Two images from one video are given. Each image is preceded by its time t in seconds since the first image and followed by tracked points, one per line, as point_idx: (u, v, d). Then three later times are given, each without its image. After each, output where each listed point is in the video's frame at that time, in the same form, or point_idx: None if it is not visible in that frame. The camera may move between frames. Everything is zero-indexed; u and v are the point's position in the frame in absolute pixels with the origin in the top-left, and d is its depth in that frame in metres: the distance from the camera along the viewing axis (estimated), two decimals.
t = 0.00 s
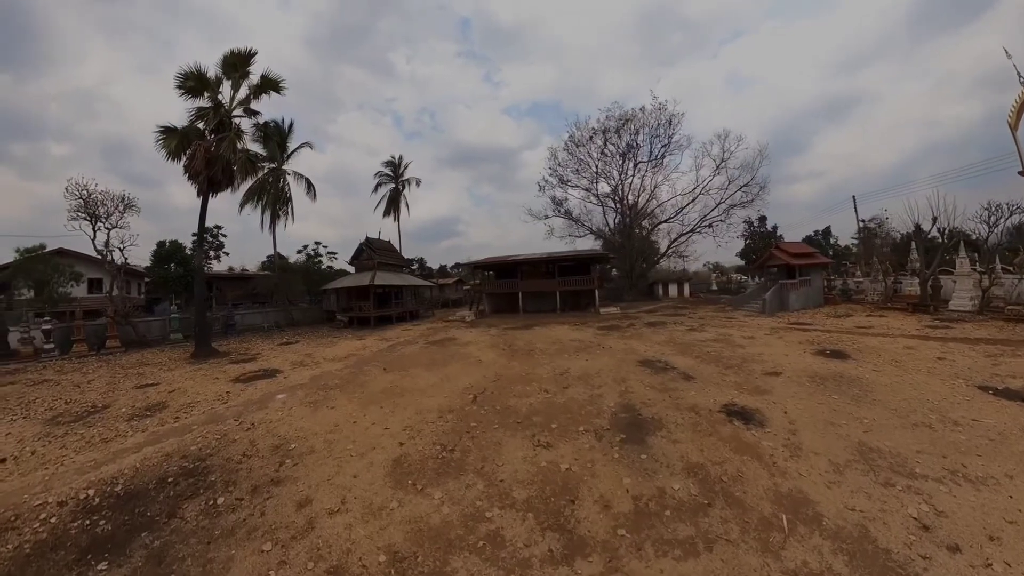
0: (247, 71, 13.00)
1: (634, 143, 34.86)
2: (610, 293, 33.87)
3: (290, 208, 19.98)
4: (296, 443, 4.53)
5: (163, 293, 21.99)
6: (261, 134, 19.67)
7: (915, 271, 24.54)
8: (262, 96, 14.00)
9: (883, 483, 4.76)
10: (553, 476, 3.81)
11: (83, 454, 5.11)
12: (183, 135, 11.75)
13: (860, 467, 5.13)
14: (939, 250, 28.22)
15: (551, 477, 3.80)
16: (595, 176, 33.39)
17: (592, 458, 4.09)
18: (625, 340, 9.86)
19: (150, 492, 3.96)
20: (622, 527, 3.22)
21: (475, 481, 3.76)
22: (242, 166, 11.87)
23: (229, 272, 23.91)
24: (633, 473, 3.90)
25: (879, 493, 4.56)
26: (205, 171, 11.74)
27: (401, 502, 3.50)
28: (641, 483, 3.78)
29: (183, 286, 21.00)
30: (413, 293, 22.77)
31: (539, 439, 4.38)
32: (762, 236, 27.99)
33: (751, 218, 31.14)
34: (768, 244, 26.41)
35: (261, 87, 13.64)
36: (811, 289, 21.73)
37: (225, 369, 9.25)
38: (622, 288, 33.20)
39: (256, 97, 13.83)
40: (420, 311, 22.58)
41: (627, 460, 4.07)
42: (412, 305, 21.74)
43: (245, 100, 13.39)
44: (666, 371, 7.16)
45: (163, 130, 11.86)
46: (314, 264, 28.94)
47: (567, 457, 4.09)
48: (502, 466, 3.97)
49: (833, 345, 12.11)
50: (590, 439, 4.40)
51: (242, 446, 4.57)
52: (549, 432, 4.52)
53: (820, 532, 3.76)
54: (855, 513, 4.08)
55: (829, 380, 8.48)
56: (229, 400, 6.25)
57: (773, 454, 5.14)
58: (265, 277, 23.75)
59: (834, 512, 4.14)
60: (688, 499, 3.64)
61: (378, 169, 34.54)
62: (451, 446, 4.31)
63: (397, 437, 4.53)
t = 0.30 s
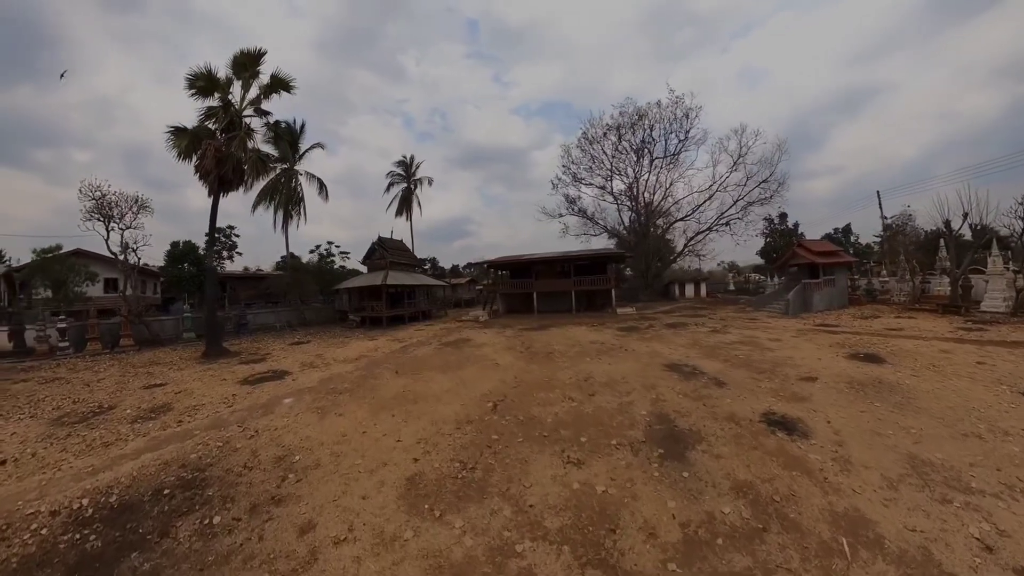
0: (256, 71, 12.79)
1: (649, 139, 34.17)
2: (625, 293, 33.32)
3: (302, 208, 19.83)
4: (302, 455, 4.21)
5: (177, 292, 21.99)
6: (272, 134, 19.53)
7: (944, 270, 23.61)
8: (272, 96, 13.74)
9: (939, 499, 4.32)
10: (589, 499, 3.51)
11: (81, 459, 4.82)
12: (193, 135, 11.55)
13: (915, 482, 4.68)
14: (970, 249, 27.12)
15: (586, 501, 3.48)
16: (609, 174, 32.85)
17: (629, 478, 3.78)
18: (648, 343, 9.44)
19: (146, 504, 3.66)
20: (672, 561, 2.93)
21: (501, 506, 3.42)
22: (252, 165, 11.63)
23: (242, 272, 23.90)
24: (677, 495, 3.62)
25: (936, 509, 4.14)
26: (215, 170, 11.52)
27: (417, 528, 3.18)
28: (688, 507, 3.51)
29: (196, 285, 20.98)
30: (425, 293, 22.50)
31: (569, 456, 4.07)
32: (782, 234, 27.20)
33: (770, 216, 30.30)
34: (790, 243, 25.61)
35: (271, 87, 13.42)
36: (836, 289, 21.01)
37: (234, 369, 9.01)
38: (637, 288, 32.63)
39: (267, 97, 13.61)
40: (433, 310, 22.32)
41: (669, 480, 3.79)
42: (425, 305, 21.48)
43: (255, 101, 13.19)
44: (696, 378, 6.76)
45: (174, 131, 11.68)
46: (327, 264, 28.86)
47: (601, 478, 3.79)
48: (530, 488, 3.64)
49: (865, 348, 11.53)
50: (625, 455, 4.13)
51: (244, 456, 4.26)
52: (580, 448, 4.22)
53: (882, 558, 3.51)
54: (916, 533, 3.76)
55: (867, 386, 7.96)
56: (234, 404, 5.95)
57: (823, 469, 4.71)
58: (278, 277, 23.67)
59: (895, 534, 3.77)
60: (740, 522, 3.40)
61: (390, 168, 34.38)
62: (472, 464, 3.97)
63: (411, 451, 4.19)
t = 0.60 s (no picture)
0: (264, 69, 12.58)
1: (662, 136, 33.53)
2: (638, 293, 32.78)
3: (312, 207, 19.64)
4: (301, 471, 3.88)
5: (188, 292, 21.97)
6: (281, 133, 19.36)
7: (973, 270, 22.70)
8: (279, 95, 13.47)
9: (1000, 519, 3.86)
10: (627, 531, 3.19)
11: (75, 465, 4.44)
12: (200, 134, 11.32)
13: (972, 499, 4.25)
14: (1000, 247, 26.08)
15: (625, 533, 3.17)
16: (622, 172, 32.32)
17: (669, 504, 3.52)
18: (669, 345, 9.00)
19: (134, 522, 3.36)
20: None
21: (528, 542, 3.08)
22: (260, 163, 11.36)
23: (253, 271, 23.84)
24: (724, 524, 3.36)
25: (1000, 532, 3.70)
26: (223, 168, 11.27)
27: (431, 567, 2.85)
28: (739, 536, 3.27)
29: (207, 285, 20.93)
30: (436, 293, 22.20)
31: (602, 479, 3.76)
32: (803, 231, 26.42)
33: (789, 214, 29.46)
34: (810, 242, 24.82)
35: (279, 86, 13.17)
36: (860, 290, 20.29)
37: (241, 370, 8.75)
38: (651, 288, 32.05)
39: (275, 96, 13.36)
40: (444, 311, 22.01)
41: (715, 505, 3.55)
42: (436, 305, 21.17)
43: (263, 101, 12.96)
44: (726, 386, 6.32)
45: (182, 130, 11.48)
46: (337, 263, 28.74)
47: (638, 504, 3.49)
48: (560, 519, 3.30)
49: (899, 353, 10.93)
50: (662, 474, 3.89)
51: (241, 470, 3.94)
52: (610, 468, 3.91)
53: None
54: (983, 558, 3.36)
55: (908, 393, 7.43)
56: (235, 409, 5.65)
57: (876, 488, 4.26)
58: (289, 277, 23.56)
59: (960, 560, 3.37)
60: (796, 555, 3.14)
61: (400, 167, 34.18)
62: (492, 489, 3.62)
63: (423, 471, 3.84)
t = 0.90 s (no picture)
0: (269, 66, 12.34)
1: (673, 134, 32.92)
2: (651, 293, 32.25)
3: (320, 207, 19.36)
4: (299, 491, 3.55)
5: (196, 292, 21.88)
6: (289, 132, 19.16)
7: (1000, 268, 21.93)
8: (286, 92, 13.18)
9: None
10: (675, 562, 2.91)
11: (63, 474, 4.11)
12: (206, 132, 11.09)
13: None
14: None
15: (675, 569, 2.86)
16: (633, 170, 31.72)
17: (718, 528, 3.23)
18: (690, 348, 8.59)
19: (119, 545, 3.04)
20: None
21: None
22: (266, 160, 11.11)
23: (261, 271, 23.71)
24: (782, 550, 3.08)
25: None
26: (229, 166, 11.02)
27: None
28: (800, 566, 2.98)
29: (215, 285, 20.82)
30: (445, 292, 21.90)
31: (642, 504, 3.44)
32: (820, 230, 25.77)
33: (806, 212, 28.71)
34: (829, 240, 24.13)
35: (286, 83, 12.90)
36: (881, 289, 19.67)
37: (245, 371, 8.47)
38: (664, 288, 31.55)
39: (281, 93, 13.09)
40: (454, 311, 21.72)
41: (768, 530, 3.27)
42: (445, 305, 20.89)
43: (270, 98, 12.71)
44: (757, 394, 5.93)
45: (187, 127, 11.26)
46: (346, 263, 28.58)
47: (685, 533, 3.17)
48: (598, 555, 2.96)
49: (930, 356, 10.42)
50: (706, 494, 3.62)
51: (235, 488, 3.61)
52: (651, 490, 3.61)
53: None
54: None
55: (948, 398, 6.96)
56: (235, 414, 5.35)
57: (930, 502, 3.86)
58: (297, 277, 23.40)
59: None
60: None
61: (409, 166, 33.90)
62: (518, 518, 3.26)
63: (436, 496, 3.50)
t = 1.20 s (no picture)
0: (273, 63, 12.10)
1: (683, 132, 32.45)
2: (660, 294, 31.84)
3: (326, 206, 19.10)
4: (296, 519, 3.25)
5: (202, 292, 21.76)
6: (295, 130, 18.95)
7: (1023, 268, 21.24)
8: (290, 89, 12.93)
9: None
10: None
11: (50, 487, 3.84)
12: (209, 129, 10.88)
13: None
14: None
15: None
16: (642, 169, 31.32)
17: (768, 559, 2.94)
18: (710, 351, 8.22)
19: None
20: None
21: None
22: (270, 157, 10.87)
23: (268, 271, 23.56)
24: None
25: None
26: (231, 163, 10.79)
27: None
28: None
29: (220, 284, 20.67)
30: (453, 293, 21.62)
31: (685, 534, 3.13)
32: (836, 229, 25.22)
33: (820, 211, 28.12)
34: (846, 240, 23.56)
35: (290, 80, 12.64)
36: (900, 290, 19.13)
37: (247, 373, 8.22)
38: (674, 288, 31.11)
39: (286, 90, 12.84)
40: (462, 311, 21.46)
41: (822, 558, 2.99)
42: (453, 306, 20.60)
43: (274, 95, 12.47)
44: (786, 403, 5.56)
45: (190, 124, 11.07)
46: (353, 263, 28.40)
47: (734, 566, 2.88)
48: None
49: (961, 362, 9.96)
50: (751, 520, 3.32)
51: (224, 513, 3.33)
52: (694, 518, 3.32)
53: None
54: None
55: (987, 405, 6.53)
56: (231, 424, 5.08)
57: (981, 522, 3.46)
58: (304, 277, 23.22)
59: None
60: None
61: (416, 166, 33.68)
62: (548, 556, 2.92)
63: (449, 527, 3.18)
